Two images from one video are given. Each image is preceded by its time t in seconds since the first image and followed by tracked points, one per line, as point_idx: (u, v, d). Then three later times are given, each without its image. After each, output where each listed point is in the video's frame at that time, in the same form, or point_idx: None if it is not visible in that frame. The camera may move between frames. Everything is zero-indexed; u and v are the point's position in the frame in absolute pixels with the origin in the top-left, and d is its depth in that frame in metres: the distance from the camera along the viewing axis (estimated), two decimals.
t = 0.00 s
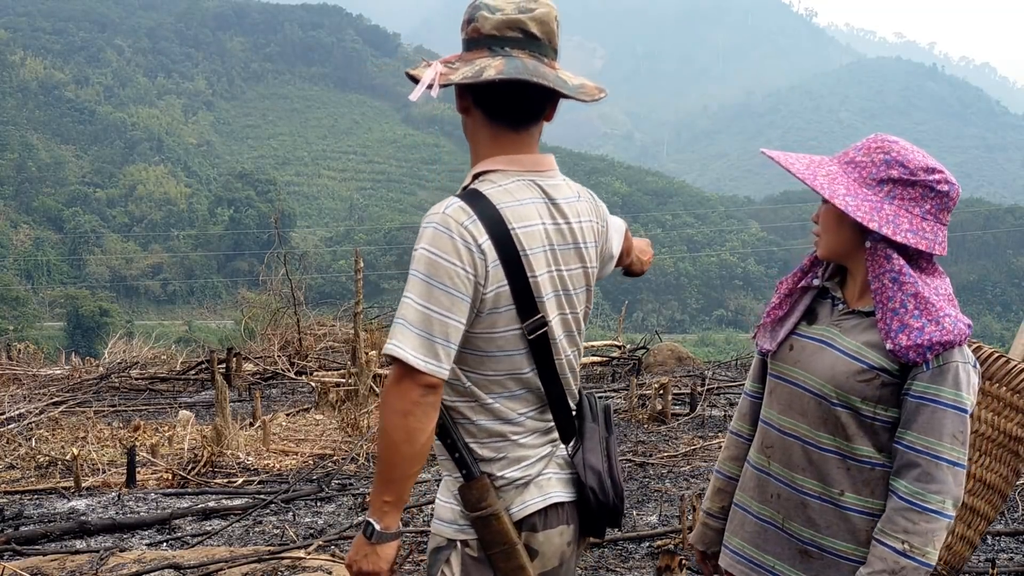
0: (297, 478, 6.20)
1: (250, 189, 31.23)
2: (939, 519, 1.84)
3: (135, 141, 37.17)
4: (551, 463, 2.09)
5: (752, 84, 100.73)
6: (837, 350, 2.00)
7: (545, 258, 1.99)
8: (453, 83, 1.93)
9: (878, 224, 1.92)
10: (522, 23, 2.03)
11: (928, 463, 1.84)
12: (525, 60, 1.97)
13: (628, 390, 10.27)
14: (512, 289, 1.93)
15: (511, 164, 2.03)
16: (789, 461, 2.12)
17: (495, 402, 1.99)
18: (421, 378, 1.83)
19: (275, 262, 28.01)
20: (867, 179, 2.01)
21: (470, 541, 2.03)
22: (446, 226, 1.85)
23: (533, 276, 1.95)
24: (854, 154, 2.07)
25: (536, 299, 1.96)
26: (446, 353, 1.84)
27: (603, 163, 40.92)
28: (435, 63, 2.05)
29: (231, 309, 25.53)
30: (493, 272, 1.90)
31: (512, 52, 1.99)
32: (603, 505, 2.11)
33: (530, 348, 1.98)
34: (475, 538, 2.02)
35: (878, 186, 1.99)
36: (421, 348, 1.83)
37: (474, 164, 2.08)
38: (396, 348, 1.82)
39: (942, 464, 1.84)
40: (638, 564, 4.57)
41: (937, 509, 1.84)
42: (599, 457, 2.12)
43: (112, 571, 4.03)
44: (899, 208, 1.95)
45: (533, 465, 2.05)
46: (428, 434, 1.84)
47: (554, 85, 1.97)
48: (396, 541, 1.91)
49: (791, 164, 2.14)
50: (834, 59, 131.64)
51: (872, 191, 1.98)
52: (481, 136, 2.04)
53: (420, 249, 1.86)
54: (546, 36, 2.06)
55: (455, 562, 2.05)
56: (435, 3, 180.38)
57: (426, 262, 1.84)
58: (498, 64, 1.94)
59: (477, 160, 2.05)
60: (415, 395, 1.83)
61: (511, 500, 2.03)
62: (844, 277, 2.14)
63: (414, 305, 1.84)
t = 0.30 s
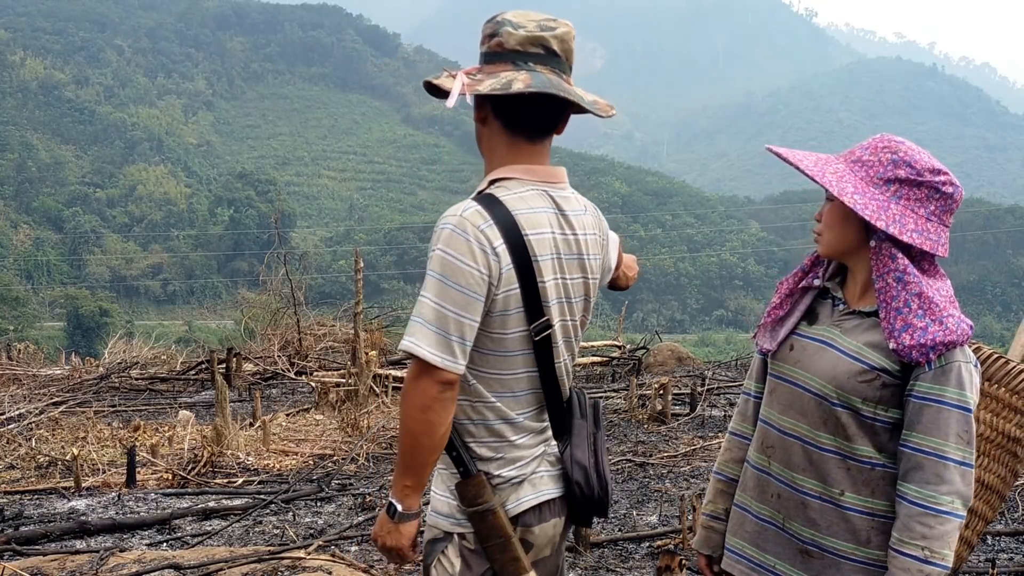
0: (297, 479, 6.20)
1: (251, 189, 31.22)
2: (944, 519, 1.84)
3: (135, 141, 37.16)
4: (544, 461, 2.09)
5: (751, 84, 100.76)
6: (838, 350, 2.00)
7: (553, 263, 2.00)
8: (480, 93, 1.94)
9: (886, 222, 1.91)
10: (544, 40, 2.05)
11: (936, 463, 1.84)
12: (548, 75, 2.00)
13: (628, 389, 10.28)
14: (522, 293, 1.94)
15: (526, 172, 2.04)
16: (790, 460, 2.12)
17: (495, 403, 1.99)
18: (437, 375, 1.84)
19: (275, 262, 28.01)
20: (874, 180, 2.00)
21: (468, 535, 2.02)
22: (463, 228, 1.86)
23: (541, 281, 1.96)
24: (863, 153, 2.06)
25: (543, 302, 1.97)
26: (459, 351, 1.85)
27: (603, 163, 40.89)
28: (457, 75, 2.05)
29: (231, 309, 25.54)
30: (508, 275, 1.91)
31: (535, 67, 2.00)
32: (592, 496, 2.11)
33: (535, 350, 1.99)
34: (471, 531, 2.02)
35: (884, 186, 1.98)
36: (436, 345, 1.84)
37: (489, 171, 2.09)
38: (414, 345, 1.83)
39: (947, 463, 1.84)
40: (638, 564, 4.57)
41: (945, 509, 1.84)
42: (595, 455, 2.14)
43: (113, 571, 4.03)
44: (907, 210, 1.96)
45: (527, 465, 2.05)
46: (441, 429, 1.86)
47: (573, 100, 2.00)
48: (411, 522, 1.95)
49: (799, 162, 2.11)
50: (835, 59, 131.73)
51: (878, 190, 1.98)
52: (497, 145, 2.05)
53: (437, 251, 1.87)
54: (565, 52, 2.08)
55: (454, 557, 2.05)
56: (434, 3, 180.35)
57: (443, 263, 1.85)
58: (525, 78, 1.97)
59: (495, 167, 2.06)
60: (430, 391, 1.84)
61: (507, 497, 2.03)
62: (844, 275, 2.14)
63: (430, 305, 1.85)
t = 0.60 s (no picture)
0: (298, 479, 6.20)
1: (250, 189, 31.22)
2: (944, 520, 1.83)
3: (135, 141, 37.14)
4: (544, 454, 2.09)
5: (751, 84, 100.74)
6: (831, 349, 2.00)
7: (558, 263, 2.00)
8: (489, 98, 1.93)
9: (879, 223, 1.91)
10: (551, 46, 2.05)
11: (930, 463, 1.84)
12: (554, 82, 2.00)
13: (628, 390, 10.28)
14: (529, 290, 1.94)
15: (532, 174, 2.04)
16: (783, 459, 2.12)
17: (498, 397, 1.99)
18: (446, 368, 1.84)
19: (275, 262, 28.00)
20: (871, 182, 1.99)
21: (472, 528, 2.00)
22: (474, 227, 1.87)
23: (548, 281, 1.96)
24: (855, 154, 2.06)
25: (548, 300, 1.97)
26: (467, 345, 1.85)
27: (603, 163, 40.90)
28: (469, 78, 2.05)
29: (231, 309, 25.54)
30: (516, 273, 1.92)
31: (540, 72, 2.01)
32: (591, 489, 2.12)
33: (539, 347, 2.00)
34: (475, 524, 2.00)
35: (880, 188, 1.98)
36: (446, 339, 1.83)
37: (494, 173, 2.09)
38: (420, 339, 1.83)
39: (944, 465, 1.84)
40: (638, 564, 4.57)
41: (943, 511, 1.84)
42: (595, 451, 2.15)
43: (113, 571, 4.02)
44: (905, 211, 1.95)
45: (529, 459, 2.05)
46: (446, 425, 1.86)
47: (578, 105, 2.00)
48: (413, 512, 1.94)
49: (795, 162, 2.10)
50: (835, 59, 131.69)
51: (865, 191, 1.98)
52: (502, 147, 2.05)
53: (447, 249, 1.86)
54: (571, 59, 2.08)
55: (453, 552, 2.03)
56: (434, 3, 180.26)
57: (454, 260, 1.85)
58: (531, 84, 1.97)
59: (500, 169, 2.06)
60: (439, 385, 1.84)
61: (510, 490, 2.03)
62: (838, 275, 2.14)
63: (441, 300, 1.84)
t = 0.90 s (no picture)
0: (297, 479, 6.19)
1: (250, 189, 31.23)
2: (921, 521, 1.81)
3: (135, 141, 37.15)
4: (549, 450, 2.09)
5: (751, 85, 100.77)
6: (822, 351, 2.00)
7: (559, 261, 2.00)
8: (482, 101, 1.94)
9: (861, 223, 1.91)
10: (543, 46, 2.04)
11: (912, 464, 1.82)
12: (547, 82, 2.00)
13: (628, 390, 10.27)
14: (529, 287, 1.94)
15: (530, 174, 2.04)
16: (778, 459, 2.12)
17: (500, 393, 1.99)
18: (451, 366, 1.84)
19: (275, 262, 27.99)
20: (854, 180, 1.99)
21: (477, 526, 2.00)
22: (472, 226, 1.87)
23: (546, 278, 1.96)
24: (839, 154, 2.05)
25: (549, 298, 1.97)
26: (473, 343, 1.85)
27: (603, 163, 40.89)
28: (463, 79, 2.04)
29: (231, 309, 25.54)
30: (515, 271, 1.92)
31: (533, 74, 2.01)
32: (596, 486, 2.12)
33: (540, 343, 2.00)
34: (480, 521, 2.00)
35: (863, 188, 1.97)
36: (452, 338, 1.83)
37: (491, 173, 2.09)
38: (424, 338, 1.83)
39: (924, 465, 1.82)
40: (638, 564, 4.57)
41: (920, 510, 1.81)
42: (600, 448, 2.16)
43: (112, 571, 4.02)
44: (889, 208, 1.94)
45: (533, 456, 2.04)
46: (452, 424, 1.85)
47: (571, 106, 2.00)
48: (428, 516, 1.92)
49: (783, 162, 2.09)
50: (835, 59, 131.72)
51: (834, 191, 2.00)
52: (499, 147, 2.05)
53: (447, 248, 1.87)
54: (563, 59, 2.08)
55: (458, 550, 2.03)
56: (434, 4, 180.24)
57: (454, 259, 1.85)
58: (523, 85, 1.97)
59: (497, 169, 2.06)
60: (445, 384, 1.84)
61: (513, 487, 2.02)
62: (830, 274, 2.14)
63: (444, 298, 1.84)
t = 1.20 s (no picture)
0: (297, 479, 6.19)
1: (250, 189, 31.24)
2: (910, 524, 1.82)
3: (135, 141, 37.15)
4: (552, 450, 2.09)
5: (751, 85, 100.78)
6: (811, 353, 2.00)
7: (561, 262, 2.00)
8: (492, 102, 1.95)
9: (863, 223, 1.91)
10: (550, 50, 2.06)
11: (903, 468, 1.83)
12: (554, 85, 2.01)
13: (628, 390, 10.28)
14: (532, 287, 1.94)
15: (532, 175, 2.04)
16: (774, 461, 2.12)
17: (504, 394, 1.99)
18: (453, 369, 1.84)
19: (275, 262, 27.98)
20: (854, 179, 1.99)
21: (479, 525, 2.00)
22: (474, 228, 1.87)
23: (550, 280, 1.96)
24: (841, 152, 2.05)
25: (552, 299, 1.97)
26: (474, 345, 1.85)
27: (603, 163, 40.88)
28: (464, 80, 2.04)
29: (230, 309, 25.52)
30: (518, 272, 1.92)
31: (540, 76, 2.02)
32: (598, 489, 2.12)
33: (544, 343, 2.00)
34: (483, 520, 2.00)
35: (862, 187, 1.98)
36: (452, 340, 1.83)
37: (494, 175, 2.09)
38: (424, 341, 1.84)
39: (915, 468, 1.83)
40: (638, 564, 4.57)
41: (911, 513, 1.82)
42: (601, 448, 2.16)
43: (112, 571, 4.02)
44: (887, 209, 1.95)
45: (535, 455, 2.05)
46: (454, 425, 1.85)
47: (576, 107, 2.01)
48: (431, 514, 1.93)
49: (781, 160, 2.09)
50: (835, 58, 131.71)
51: (839, 191, 2.00)
52: (503, 150, 2.06)
53: (450, 251, 1.87)
54: (567, 62, 2.09)
55: (461, 548, 2.03)
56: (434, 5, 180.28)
57: (456, 262, 1.86)
58: (532, 87, 1.98)
59: (499, 172, 2.06)
60: (447, 385, 1.84)
61: (517, 486, 2.02)
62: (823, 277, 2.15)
63: (445, 302, 1.85)
